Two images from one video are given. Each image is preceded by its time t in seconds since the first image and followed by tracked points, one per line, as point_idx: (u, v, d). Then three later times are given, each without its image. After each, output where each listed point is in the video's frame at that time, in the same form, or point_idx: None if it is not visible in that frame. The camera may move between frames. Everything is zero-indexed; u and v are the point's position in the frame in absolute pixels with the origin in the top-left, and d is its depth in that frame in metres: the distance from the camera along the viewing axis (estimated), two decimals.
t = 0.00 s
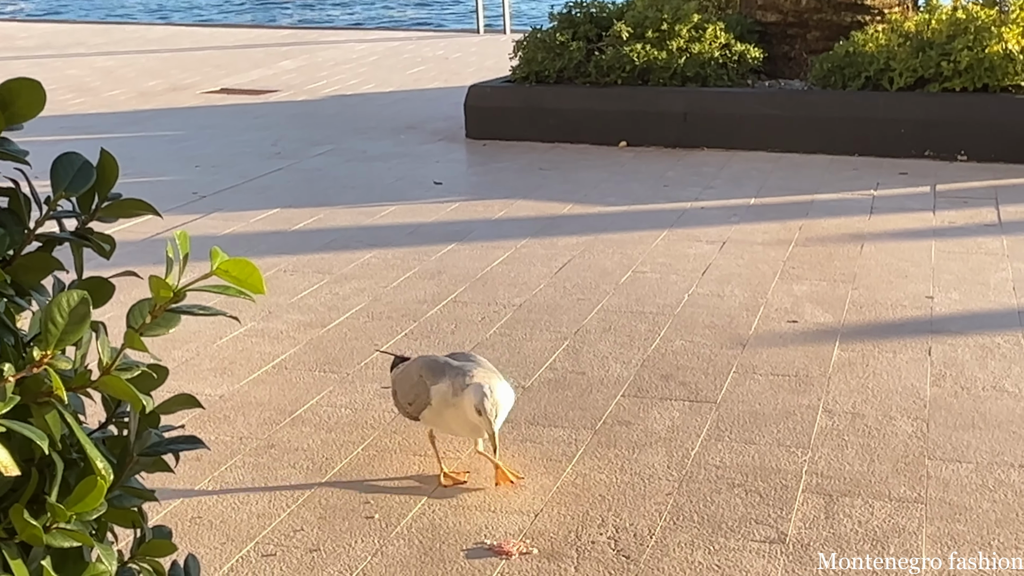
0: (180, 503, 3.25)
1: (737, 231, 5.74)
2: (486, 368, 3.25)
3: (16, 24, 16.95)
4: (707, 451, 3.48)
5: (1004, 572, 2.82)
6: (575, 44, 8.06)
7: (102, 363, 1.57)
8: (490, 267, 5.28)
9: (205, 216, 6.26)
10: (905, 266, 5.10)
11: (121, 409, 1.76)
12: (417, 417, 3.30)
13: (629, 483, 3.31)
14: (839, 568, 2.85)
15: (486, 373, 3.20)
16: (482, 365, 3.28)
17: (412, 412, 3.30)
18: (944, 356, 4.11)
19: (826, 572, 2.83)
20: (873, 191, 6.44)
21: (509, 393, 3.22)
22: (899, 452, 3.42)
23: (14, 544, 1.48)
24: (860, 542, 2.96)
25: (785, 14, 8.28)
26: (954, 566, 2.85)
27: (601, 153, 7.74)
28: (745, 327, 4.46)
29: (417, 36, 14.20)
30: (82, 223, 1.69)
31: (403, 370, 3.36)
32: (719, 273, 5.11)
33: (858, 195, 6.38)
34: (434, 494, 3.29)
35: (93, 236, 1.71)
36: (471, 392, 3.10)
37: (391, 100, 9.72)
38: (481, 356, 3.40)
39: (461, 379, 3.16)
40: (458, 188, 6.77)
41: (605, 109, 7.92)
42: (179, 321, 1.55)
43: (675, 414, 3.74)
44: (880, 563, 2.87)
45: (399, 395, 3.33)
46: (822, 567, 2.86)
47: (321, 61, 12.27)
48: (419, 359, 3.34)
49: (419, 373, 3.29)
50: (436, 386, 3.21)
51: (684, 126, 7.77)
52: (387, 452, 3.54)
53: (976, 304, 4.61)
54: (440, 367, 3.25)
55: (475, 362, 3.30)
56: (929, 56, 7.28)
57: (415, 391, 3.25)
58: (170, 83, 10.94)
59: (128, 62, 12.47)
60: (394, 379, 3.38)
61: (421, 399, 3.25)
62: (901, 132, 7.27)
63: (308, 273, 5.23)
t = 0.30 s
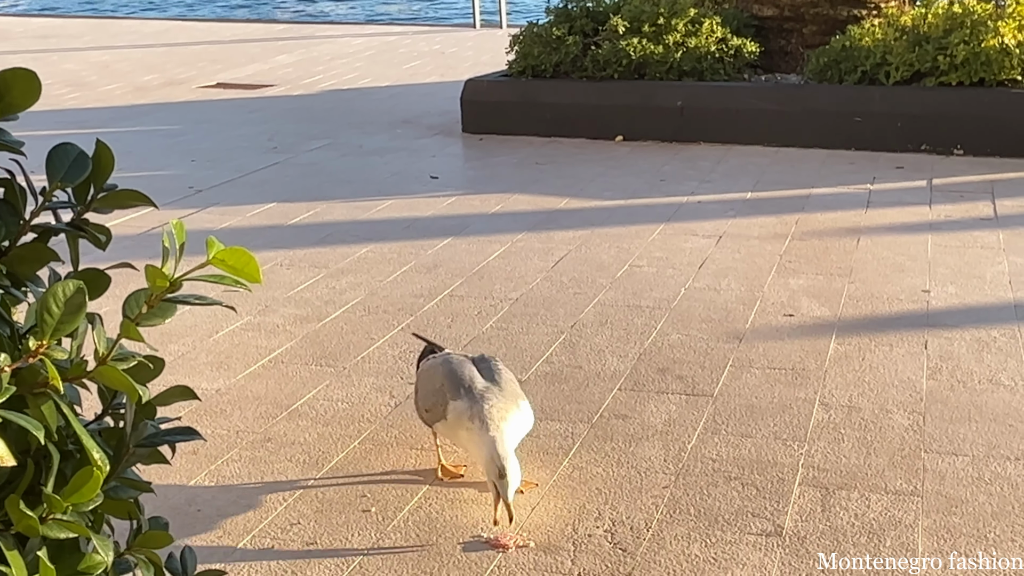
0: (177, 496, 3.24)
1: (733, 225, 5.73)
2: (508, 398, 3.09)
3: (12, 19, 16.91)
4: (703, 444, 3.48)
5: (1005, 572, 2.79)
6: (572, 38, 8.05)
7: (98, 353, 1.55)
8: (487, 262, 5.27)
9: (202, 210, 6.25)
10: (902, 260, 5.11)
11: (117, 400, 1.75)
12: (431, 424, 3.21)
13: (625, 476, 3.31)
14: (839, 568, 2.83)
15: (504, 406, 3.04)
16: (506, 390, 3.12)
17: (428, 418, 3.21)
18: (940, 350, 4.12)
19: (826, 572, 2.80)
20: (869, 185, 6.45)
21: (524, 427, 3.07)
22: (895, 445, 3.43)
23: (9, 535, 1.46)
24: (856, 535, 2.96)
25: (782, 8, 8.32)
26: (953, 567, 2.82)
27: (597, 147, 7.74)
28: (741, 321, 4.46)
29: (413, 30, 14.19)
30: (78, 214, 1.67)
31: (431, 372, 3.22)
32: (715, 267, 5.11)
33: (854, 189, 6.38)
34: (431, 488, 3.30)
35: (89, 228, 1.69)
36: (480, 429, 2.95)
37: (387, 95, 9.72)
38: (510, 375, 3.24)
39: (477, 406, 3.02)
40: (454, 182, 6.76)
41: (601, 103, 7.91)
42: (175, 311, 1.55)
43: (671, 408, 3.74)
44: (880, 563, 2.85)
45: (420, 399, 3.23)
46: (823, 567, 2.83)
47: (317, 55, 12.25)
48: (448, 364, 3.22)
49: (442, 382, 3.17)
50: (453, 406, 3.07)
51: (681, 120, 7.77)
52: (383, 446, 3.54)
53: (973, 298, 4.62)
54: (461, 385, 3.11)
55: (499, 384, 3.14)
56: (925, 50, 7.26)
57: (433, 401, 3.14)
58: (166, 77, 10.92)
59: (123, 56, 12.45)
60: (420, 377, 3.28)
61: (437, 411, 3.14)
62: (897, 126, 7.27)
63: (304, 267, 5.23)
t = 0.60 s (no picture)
0: (174, 492, 3.24)
1: (730, 220, 5.73)
2: (514, 391, 3.15)
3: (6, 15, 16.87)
4: (700, 439, 3.48)
5: (1005, 571, 2.77)
6: (568, 34, 8.05)
7: (95, 346, 1.54)
8: (483, 257, 5.26)
9: (197, 206, 6.24)
10: (898, 255, 5.11)
11: (113, 393, 1.73)
12: (436, 422, 3.20)
13: (622, 471, 3.31)
14: (838, 568, 2.80)
15: (515, 398, 3.10)
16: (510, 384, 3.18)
17: (432, 416, 3.20)
18: (936, 345, 4.12)
19: (826, 572, 2.79)
20: (865, 181, 6.45)
21: (533, 417, 3.14)
22: (891, 440, 3.43)
23: (4, 527, 1.45)
24: (853, 529, 2.96)
25: (778, 5, 8.35)
26: (954, 566, 2.80)
27: (594, 143, 7.73)
28: (738, 316, 4.47)
29: (410, 27, 14.17)
30: (74, 207, 1.65)
31: (427, 370, 3.24)
32: (711, 262, 5.11)
33: (850, 184, 6.39)
34: (428, 482, 3.30)
35: (85, 221, 1.67)
36: (497, 422, 3.02)
37: (383, 91, 9.70)
38: (510, 368, 3.28)
39: (489, 403, 3.06)
40: (450, 178, 6.76)
41: (598, 99, 7.91)
42: (172, 304, 1.55)
43: (668, 403, 3.74)
44: (879, 563, 2.83)
45: (421, 397, 3.22)
46: (823, 567, 2.80)
47: (313, 51, 12.23)
48: (444, 362, 3.23)
49: (445, 380, 3.17)
50: (464, 401, 3.09)
51: (677, 116, 7.77)
52: (380, 441, 3.54)
53: (969, 293, 4.62)
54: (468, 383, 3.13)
55: (504, 378, 3.19)
56: (922, 46, 7.29)
57: (438, 399, 3.13)
58: (162, 73, 10.90)
59: (119, 52, 12.43)
60: (418, 375, 3.26)
61: (444, 409, 3.14)
62: (893, 122, 7.28)
63: (300, 263, 5.22)
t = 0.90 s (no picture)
0: (170, 489, 3.24)
1: (726, 217, 5.74)
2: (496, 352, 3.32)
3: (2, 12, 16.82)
4: (697, 436, 3.48)
5: (1005, 571, 2.76)
6: (564, 31, 8.05)
7: (90, 341, 1.53)
8: (480, 254, 5.26)
9: (194, 203, 6.23)
10: (894, 252, 5.11)
11: (109, 389, 1.73)
12: (433, 399, 3.23)
13: (619, 468, 3.31)
14: (837, 568, 2.79)
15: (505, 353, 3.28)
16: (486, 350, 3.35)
17: (429, 394, 3.23)
18: (932, 342, 4.12)
19: (825, 572, 2.77)
20: (861, 178, 6.46)
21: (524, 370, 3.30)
22: (887, 436, 3.43)
23: None
24: (849, 525, 2.96)
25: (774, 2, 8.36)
26: (954, 566, 2.78)
27: (590, 140, 7.73)
28: (734, 313, 4.47)
29: (406, 24, 14.16)
30: (69, 202, 1.64)
31: (396, 355, 3.29)
32: (708, 259, 5.11)
33: (846, 181, 6.39)
34: (424, 478, 3.30)
35: (80, 216, 1.66)
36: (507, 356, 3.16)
37: (379, 88, 9.69)
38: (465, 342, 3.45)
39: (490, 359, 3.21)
40: (447, 175, 6.76)
41: (594, 96, 7.91)
42: (167, 299, 1.53)
43: (664, 399, 3.74)
44: (878, 563, 2.81)
45: (407, 380, 3.25)
46: (822, 567, 2.79)
47: (309, 48, 12.22)
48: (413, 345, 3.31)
49: (429, 356, 3.25)
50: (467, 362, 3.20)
51: (673, 113, 7.77)
52: (377, 438, 3.54)
53: (965, 290, 4.62)
54: (454, 352, 3.26)
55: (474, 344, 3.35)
56: (918, 43, 7.30)
57: (437, 370, 3.20)
58: (158, 71, 10.88)
59: (115, 50, 12.41)
60: (388, 365, 3.29)
61: (446, 378, 3.20)
62: (889, 119, 7.29)
63: (297, 260, 5.21)
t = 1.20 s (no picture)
0: (166, 488, 3.23)
1: (722, 216, 5.74)
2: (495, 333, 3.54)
3: None
4: (693, 434, 3.48)
5: (1004, 571, 2.75)
6: (560, 31, 8.06)
7: (85, 340, 1.53)
8: (476, 253, 5.26)
9: (189, 202, 6.22)
10: (890, 251, 5.12)
11: (103, 388, 1.72)
12: (468, 375, 3.31)
13: (615, 467, 3.31)
14: (836, 568, 2.78)
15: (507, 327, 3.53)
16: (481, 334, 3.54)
17: (463, 372, 3.31)
18: (928, 340, 4.13)
19: (825, 571, 2.77)
20: (857, 176, 6.46)
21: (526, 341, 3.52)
22: (883, 434, 3.44)
23: None
24: (845, 524, 2.96)
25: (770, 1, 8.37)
26: (952, 566, 2.78)
27: (586, 139, 7.73)
28: (730, 312, 4.47)
29: (402, 23, 14.16)
30: (64, 200, 1.63)
31: (409, 344, 3.35)
32: (704, 258, 5.12)
33: (842, 180, 6.39)
34: (420, 477, 3.30)
35: (75, 214, 1.65)
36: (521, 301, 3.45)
37: (375, 87, 9.68)
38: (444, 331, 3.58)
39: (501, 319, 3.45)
40: (442, 174, 6.75)
41: (590, 95, 7.90)
42: (162, 297, 1.53)
43: (660, 398, 3.74)
44: (879, 563, 2.80)
45: (438, 363, 3.31)
46: (821, 567, 2.78)
47: (305, 48, 12.22)
48: (421, 333, 3.37)
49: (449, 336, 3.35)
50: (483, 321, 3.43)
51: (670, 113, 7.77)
52: (372, 437, 3.54)
53: (960, 288, 4.63)
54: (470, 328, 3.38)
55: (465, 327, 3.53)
56: (913, 42, 7.31)
57: (468, 347, 3.30)
58: (153, 70, 10.86)
59: (110, 49, 12.38)
60: (409, 354, 3.33)
61: (478, 352, 3.30)
62: (885, 118, 7.30)
63: (293, 260, 5.21)
